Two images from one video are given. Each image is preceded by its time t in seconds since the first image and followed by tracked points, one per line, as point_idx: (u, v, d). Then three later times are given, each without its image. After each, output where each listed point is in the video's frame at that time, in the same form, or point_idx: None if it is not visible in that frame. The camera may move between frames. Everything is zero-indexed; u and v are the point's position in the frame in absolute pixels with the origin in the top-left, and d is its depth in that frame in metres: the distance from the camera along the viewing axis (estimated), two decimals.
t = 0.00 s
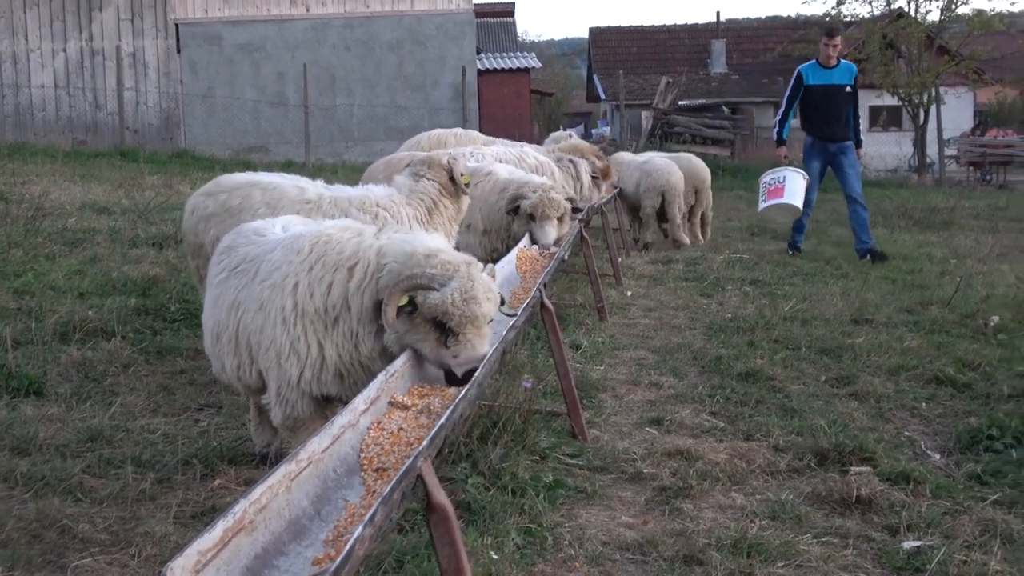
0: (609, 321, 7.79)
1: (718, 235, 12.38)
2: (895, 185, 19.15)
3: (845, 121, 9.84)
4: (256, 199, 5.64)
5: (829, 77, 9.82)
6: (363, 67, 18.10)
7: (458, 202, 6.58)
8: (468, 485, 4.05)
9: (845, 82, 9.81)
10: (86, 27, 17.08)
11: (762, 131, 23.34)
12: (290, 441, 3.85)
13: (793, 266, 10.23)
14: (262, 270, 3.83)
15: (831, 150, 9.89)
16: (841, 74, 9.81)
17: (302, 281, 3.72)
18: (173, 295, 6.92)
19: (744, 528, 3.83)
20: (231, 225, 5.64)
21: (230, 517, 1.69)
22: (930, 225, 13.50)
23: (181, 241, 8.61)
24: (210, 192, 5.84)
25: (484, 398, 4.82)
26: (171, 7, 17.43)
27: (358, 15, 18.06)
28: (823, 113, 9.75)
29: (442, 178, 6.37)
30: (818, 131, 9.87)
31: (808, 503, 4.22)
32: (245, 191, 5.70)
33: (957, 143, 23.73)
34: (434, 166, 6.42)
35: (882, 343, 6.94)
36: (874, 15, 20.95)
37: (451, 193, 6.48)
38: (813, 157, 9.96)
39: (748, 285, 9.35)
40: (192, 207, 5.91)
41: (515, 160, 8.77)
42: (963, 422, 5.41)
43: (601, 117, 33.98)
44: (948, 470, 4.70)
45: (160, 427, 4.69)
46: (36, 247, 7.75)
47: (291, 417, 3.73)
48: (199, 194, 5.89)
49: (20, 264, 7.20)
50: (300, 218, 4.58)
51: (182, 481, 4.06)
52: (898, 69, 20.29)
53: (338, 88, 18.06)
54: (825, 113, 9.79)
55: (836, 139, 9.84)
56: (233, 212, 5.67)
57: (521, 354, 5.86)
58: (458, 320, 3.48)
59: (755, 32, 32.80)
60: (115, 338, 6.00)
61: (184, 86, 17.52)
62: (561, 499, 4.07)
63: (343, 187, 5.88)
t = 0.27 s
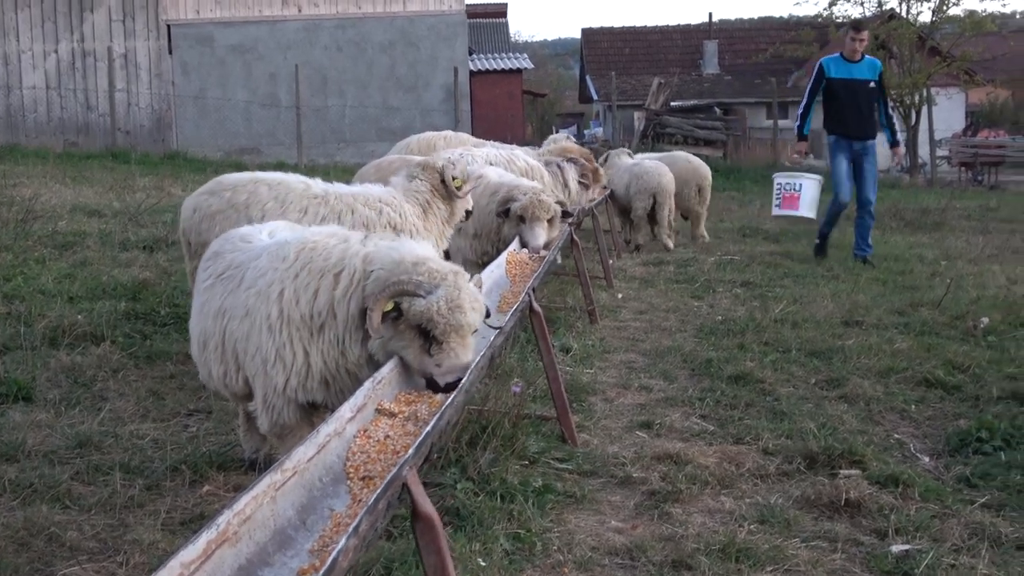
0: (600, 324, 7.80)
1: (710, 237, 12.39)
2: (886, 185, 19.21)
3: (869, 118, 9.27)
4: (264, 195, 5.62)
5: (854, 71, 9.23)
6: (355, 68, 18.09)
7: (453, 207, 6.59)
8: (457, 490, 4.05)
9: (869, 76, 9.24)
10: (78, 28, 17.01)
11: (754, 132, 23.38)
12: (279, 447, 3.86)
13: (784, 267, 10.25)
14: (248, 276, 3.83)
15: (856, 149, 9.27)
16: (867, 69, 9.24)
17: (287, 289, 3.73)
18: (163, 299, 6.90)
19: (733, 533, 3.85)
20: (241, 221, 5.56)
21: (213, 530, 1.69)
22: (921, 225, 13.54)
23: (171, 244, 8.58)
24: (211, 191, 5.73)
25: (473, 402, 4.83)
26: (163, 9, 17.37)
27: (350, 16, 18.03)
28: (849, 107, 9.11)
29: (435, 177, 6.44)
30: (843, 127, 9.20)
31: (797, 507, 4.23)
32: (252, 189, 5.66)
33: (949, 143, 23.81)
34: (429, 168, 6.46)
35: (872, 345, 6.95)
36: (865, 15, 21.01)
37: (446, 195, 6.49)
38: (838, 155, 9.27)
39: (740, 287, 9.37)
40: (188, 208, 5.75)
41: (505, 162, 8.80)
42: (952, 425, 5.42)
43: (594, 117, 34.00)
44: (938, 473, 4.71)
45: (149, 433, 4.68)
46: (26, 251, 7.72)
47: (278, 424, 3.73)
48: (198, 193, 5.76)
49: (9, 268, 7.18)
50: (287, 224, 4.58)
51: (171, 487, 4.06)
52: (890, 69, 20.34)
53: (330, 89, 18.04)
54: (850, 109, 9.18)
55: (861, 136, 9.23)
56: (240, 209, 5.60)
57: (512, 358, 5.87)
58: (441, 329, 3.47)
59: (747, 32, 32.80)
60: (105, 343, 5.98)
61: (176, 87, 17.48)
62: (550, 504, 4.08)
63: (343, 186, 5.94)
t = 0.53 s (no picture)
0: (597, 327, 7.79)
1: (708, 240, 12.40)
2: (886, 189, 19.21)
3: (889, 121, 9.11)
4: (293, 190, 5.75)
5: (873, 75, 9.08)
6: (356, 68, 18.09)
7: (463, 218, 6.49)
8: (452, 493, 4.05)
9: (888, 79, 9.06)
10: (78, 26, 17.03)
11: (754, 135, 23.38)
12: (274, 449, 3.86)
13: (783, 272, 10.25)
14: (246, 278, 3.83)
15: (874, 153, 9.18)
16: (885, 73, 9.08)
17: (285, 292, 3.73)
18: (161, 298, 6.90)
19: (727, 539, 3.85)
20: (271, 214, 5.64)
21: (205, 535, 1.70)
22: (920, 230, 13.55)
23: (170, 244, 8.57)
24: (235, 187, 5.82)
25: (468, 405, 4.82)
26: (164, 7, 17.37)
27: (350, 16, 18.02)
28: (869, 110, 8.98)
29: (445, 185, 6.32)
30: (863, 131, 9.09)
31: (793, 513, 4.23)
32: (279, 184, 5.78)
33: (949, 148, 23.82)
34: (453, 178, 6.36)
35: (869, 351, 6.95)
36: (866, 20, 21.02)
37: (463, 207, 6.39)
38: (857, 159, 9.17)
39: (738, 291, 9.37)
40: (211, 204, 5.81)
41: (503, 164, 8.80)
42: (948, 432, 5.42)
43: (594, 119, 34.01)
44: (933, 481, 4.71)
45: (145, 433, 4.67)
46: (24, 249, 7.72)
47: (274, 426, 3.73)
48: (220, 188, 5.84)
49: (7, 266, 7.17)
50: (286, 226, 4.58)
51: (166, 487, 4.06)
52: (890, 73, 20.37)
53: (331, 89, 18.04)
54: (870, 114, 9.05)
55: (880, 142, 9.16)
56: (270, 205, 5.69)
57: (508, 361, 5.88)
58: (436, 333, 3.46)
59: (748, 35, 32.78)
60: (102, 342, 5.98)
61: (177, 86, 17.47)
62: (545, 508, 4.08)
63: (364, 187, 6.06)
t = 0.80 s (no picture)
0: (623, 324, 7.77)
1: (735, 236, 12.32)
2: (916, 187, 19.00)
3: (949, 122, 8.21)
4: (345, 186, 5.95)
5: (924, 74, 8.22)
6: (384, 62, 18.14)
7: (506, 221, 6.69)
8: (476, 490, 4.06)
9: (940, 77, 8.19)
10: (109, 18, 17.16)
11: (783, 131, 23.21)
12: (298, 444, 3.88)
13: (810, 270, 10.18)
14: (273, 273, 3.86)
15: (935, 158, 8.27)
16: (939, 70, 8.20)
17: (311, 288, 3.75)
18: (189, 291, 6.94)
19: (750, 539, 3.83)
20: (325, 210, 5.90)
21: (227, 532, 1.72)
22: (950, 229, 13.41)
23: (198, 236, 8.63)
24: (289, 180, 6.10)
25: (493, 402, 4.83)
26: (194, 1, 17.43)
27: (380, 9, 18.07)
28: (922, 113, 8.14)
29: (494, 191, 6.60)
30: (919, 136, 8.23)
31: (817, 514, 4.20)
32: (331, 179, 6.02)
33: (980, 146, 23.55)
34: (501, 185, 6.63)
35: (897, 351, 6.89)
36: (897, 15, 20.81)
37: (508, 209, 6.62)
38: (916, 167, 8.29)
39: (765, 289, 9.31)
40: (265, 194, 6.09)
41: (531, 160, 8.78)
42: (976, 434, 5.36)
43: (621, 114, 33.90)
44: (960, 483, 4.67)
45: (172, 425, 4.71)
46: (55, 241, 7.80)
47: (298, 421, 3.76)
48: (274, 180, 6.13)
49: (38, 258, 7.25)
50: (314, 222, 4.61)
51: (192, 480, 4.09)
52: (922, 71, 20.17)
53: (359, 83, 18.11)
54: (927, 114, 8.17)
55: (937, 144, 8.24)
56: (324, 200, 5.94)
57: (533, 357, 5.87)
58: (470, 328, 3.49)
59: (778, 31, 32.52)
60: (130, 335, 6.03)
61: (206, 78, 17.56)
62: (568, 506, 4.08)
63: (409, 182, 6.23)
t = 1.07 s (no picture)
0: (640, 327, 7.75)
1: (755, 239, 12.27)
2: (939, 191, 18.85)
3: (984, 124, 8.09)
4: (380, 185, 6.11)
5: (961, 73, 8.09)
6: (407, 59, 18.16)
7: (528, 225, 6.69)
8: (489, 492, 4.06)
9: (978, 78, 8.06)
10: (134, 12, 17.19)
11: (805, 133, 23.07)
12: (312, 444, 3.90)
13: (830, 274, 10.13)
14: (287, 274, 3.87)
15: (968, 159, 8.15)
16: (976, 69, 8.07)
17: (324, 288, 3.76)
18: (208, 287, 6.98)
19: (763, 546, 3.82)
20: (362, 210, 6.01)
21: (239, 533, 1.76)
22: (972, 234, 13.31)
23: (218, 232, 8.66)
24: (323, 178, 6.18)
25: (509, 403, 4.83)
26: None
27: (403, 6, 18.09)
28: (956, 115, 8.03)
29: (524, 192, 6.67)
30: (952, 137, 8.12)
31: (831, 522, 4.18)
32: (366, 178, 6.13)
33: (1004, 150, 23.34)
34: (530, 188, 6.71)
35: (915, 358, 6.84)
36: (922, 18, 20.65)
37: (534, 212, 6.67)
38: (949, 169, 8.19)
39: (783, 293, 9.26)
40: (300, 191, 6.16)
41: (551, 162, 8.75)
42: (994, 443, 5.32)
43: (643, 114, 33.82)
44: (975, 492, 4.63)
45: (188, 422, 4.74)
46: (76, 235, 7.85)
47: (312, 421, 3.78)
48: (309, 178, 6.21)
49: (59, 251, 7.30)
50: (331, 221, 4.62)
51: (207, 478, 4.12)
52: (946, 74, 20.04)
53: (381, 80, 18.14)
54: (961, 115, 8.08)
55: (972, 144, 8.11)
56: (361, 200, 6.05)
57: (549, 359, 5.87)
58: (487, 334, 3.51)
59: (802, 32, 32.32)
60: (149, 330, 6.07)
61: (230, 74, 17.56)
62: (581, 509, 4.08)
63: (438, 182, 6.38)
